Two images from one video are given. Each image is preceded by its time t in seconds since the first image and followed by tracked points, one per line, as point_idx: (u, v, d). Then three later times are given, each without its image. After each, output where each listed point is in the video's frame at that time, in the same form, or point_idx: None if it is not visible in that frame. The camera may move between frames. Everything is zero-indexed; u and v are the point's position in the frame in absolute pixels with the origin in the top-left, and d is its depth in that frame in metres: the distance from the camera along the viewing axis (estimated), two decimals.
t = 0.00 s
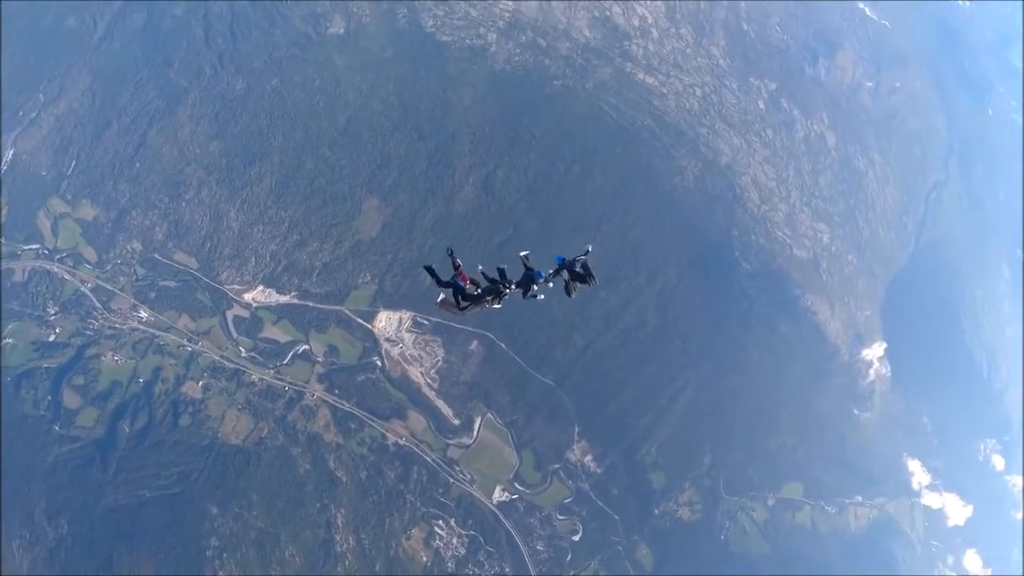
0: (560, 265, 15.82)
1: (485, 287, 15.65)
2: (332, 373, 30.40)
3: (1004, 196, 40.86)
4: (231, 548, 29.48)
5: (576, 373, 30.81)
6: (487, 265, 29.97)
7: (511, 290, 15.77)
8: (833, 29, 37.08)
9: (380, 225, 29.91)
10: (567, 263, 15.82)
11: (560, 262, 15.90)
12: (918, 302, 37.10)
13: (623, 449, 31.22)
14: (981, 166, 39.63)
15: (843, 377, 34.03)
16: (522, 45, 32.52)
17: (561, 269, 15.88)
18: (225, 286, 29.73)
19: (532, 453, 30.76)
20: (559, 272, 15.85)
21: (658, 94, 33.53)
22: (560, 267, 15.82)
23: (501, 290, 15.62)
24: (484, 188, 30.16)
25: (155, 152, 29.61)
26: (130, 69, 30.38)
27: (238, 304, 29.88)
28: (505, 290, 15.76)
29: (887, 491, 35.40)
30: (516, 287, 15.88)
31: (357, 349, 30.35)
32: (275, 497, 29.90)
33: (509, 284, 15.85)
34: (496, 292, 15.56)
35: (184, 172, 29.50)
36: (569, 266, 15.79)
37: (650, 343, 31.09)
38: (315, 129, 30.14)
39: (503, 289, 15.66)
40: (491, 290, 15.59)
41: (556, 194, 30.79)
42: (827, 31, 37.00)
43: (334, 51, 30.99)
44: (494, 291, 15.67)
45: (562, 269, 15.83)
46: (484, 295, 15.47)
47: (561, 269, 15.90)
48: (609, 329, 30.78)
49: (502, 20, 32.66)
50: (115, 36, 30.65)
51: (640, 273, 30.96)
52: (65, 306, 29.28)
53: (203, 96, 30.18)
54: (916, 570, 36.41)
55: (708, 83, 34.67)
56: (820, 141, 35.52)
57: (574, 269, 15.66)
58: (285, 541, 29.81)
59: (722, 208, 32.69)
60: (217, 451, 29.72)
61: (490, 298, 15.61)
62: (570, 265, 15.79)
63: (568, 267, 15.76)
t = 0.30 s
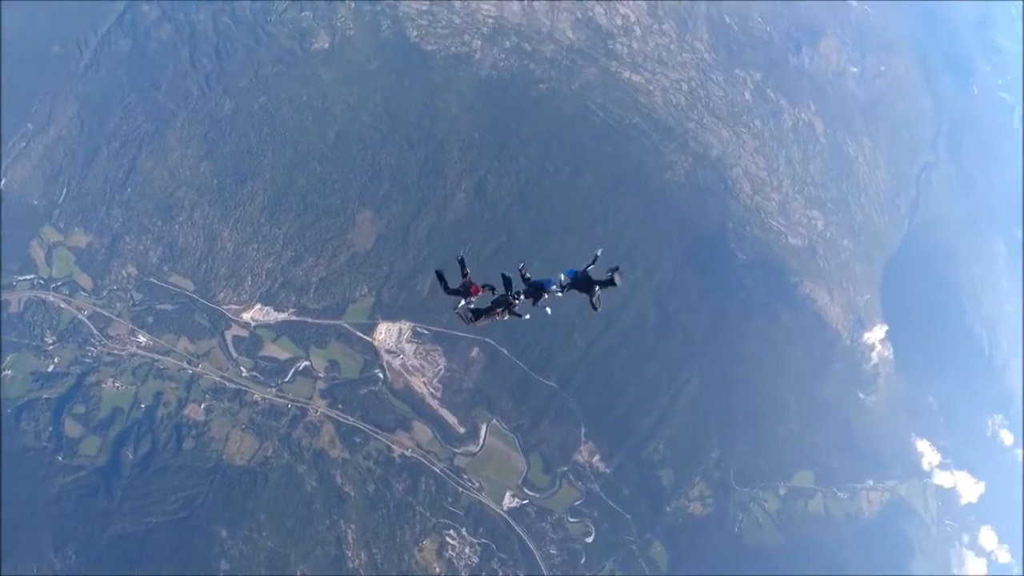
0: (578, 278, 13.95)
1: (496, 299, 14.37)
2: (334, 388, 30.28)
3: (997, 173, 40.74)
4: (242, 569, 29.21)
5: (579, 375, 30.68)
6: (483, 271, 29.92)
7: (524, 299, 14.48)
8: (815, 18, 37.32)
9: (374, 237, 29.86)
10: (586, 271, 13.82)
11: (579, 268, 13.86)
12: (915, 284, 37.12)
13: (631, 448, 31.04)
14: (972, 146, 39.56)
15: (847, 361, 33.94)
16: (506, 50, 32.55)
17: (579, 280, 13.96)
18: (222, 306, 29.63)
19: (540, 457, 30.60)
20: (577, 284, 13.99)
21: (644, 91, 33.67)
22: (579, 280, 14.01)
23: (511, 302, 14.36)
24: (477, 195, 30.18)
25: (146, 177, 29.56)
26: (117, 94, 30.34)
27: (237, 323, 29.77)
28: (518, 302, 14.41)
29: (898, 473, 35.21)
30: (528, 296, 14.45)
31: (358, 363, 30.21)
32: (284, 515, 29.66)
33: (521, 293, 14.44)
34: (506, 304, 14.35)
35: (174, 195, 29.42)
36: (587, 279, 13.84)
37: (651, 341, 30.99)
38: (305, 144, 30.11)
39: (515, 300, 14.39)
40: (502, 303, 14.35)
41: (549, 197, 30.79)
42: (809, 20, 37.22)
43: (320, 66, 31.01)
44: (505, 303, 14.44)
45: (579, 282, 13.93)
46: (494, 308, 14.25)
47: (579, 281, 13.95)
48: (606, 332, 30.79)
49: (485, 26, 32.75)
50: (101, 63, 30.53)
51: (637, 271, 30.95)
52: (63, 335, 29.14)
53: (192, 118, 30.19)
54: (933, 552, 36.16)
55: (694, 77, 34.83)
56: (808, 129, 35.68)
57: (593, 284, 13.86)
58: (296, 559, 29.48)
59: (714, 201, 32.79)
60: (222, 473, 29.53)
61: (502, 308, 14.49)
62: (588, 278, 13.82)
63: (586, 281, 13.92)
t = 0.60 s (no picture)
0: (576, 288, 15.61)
1: (499, 311, 14.87)
2: (332, 416, 29.94)
3: (972, 137, 40.50)
4: None
5: (576, 379, 30.56)
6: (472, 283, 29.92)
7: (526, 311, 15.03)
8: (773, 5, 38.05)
9: (359, 260, 29.71)
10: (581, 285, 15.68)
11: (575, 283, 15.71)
12: (895, 252, 36.91)
13: (636, 446, 30.91)
14: (938, 113, 39.65)
15: (839, 336, 33.69)
16: (475, 62, 32.62)
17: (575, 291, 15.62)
18: (211, 343, 29.25)
19: (547, 464, 30.43)
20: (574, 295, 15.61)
21: (614, 90, 33.97)
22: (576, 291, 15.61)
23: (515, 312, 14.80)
24: (459, 208, 30.18)
25: (124, 219, 29.21)
26: (87, 137, 29.92)
27: (228, 359, 29.37)
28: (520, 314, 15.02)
29: (898, 440, 34.36)
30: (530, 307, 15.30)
31: (354, 387, 29.91)
32: (293, 549, 29.25)
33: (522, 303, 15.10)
34: (511, 314, 14.70)
35: (153, 235, 29.12)
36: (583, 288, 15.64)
37: (645, 337, 30.99)
38: (282, 173, 29.94)
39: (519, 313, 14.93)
40: (506, 314, 14.80)
41: (530, 204, 30.83)
42: (768, 7, 37.94)
43: (290, 94, 30.92)
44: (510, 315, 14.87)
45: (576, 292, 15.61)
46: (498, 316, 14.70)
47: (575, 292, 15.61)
48: (598, 334, 30.79)
49: (451, 40, 32.84)
50: (69, 107, 30.20)
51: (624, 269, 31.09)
52: (51, 387, 28.76)
53: (165, 156, 29.91)
54: (942, 517, 35.19)
55: (662, 72, 35.23)
56: (779, 113, 36.19)
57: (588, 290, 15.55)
58: None
59: (694, 193, 33.03)
60: (227, 512, 29.08)
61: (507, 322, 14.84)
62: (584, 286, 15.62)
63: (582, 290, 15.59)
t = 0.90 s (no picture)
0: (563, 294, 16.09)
1: (494, 321, 15.68)
2: (333, 455, 29.57)
3: (908, 86, 41.68)
4: None
5: (571, 379, 30.54)
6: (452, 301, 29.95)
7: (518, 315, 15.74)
8: None
9: (335, 295, 29.39)
10: (566, 288, 16.29)
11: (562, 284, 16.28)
12: (856, 205, 37.41)
13: (641, 435, 30.87)
14: (873, 66, 40.74)
15: (819, 295, 33.82)
16: (422, 81, 32.60)
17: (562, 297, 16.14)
18: (198, 401, 28.68)
19: (555, 469, 30.28)
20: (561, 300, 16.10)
21: (564, 89, 34.28)
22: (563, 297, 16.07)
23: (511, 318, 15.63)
24: (428, 228, 30.08)
25: (90, 290, 28.40)
26: (41, 213, 29.03)
27: (218, 415, 28.85)
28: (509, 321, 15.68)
29: (894, 386, 34.18)
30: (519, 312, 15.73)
31: (351, 423, 29.63)
32: None
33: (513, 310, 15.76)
34: (508, 322, 15.54)
35: (123, 302, 28.45)
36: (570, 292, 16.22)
37: (631, 326, 31.15)
38: (244, 219, 29.46)
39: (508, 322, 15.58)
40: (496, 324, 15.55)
41: (498, 213, 30.84)
42: None
43: (241, 138, 30.44)
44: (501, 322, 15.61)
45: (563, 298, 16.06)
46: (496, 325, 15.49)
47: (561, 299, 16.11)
48: (586, 330, 30.91)
49: (395, 63, 32.80)
50: (17, 184, 29.29)
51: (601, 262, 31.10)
52: (38, 474, 27.87)
53: (124, 220, 29.21)
54: (950, 455, 34.66)
55: (607, 65, 35.69)
56: (726, 88, 36.97)
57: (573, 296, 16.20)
58: None
59: (657, 177, 33.36)
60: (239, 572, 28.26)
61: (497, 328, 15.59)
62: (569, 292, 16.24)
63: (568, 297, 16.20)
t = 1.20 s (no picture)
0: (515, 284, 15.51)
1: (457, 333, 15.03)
2: (320, 506, 29.00)
3: (782, 23, 44.16)
4: None
5: (538, 369, 30.72)
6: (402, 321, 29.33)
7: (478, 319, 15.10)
8: None
9: (282, 345, 28.49)
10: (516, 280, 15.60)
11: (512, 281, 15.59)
12: (760, 141, 39.16)
13: (617, 404, 31.24)
14: (743, 11, 43.24)
15: (749, 232, 35.01)
16: (321, 109, 31.73)
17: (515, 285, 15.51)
18: (164, 490, 27.57)
19: (544, 459, 30.59)
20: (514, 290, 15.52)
21: (463, 89, 34.32)
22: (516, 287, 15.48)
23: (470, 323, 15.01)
24: (360, 255, 29.45)
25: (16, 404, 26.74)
26: None
27: (189, 498, 27.78)
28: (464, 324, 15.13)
29: (832, 300, 36.04)
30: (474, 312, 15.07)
31: (329, 468, 29.12)
32: None
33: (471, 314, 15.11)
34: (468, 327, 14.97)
35: (56, 410, 26.71)
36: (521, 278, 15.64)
37: (581, 301, 31.40)
38: (168, 290, 28.04)
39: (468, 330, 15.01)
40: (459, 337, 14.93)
41: (428, 223, 30.50)
42: None
43: (144, 208, 28.51)
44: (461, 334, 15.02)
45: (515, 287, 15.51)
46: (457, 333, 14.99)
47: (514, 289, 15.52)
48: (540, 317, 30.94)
49: (289, 96, 31.78)
50: None
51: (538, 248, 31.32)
52: None
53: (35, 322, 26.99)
54: (898, 349, 36.84)
55: (501, 57, 36.50)
56: (618, 57, 38.88)
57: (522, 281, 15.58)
58: None
59: (573, 154, 33.90)
60: None
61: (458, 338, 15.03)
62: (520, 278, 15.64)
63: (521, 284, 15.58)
